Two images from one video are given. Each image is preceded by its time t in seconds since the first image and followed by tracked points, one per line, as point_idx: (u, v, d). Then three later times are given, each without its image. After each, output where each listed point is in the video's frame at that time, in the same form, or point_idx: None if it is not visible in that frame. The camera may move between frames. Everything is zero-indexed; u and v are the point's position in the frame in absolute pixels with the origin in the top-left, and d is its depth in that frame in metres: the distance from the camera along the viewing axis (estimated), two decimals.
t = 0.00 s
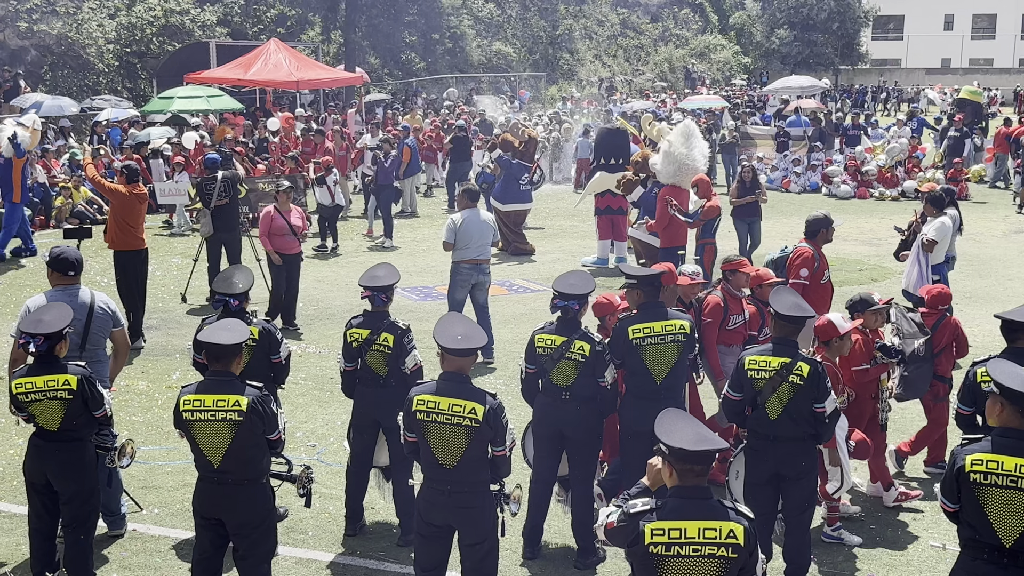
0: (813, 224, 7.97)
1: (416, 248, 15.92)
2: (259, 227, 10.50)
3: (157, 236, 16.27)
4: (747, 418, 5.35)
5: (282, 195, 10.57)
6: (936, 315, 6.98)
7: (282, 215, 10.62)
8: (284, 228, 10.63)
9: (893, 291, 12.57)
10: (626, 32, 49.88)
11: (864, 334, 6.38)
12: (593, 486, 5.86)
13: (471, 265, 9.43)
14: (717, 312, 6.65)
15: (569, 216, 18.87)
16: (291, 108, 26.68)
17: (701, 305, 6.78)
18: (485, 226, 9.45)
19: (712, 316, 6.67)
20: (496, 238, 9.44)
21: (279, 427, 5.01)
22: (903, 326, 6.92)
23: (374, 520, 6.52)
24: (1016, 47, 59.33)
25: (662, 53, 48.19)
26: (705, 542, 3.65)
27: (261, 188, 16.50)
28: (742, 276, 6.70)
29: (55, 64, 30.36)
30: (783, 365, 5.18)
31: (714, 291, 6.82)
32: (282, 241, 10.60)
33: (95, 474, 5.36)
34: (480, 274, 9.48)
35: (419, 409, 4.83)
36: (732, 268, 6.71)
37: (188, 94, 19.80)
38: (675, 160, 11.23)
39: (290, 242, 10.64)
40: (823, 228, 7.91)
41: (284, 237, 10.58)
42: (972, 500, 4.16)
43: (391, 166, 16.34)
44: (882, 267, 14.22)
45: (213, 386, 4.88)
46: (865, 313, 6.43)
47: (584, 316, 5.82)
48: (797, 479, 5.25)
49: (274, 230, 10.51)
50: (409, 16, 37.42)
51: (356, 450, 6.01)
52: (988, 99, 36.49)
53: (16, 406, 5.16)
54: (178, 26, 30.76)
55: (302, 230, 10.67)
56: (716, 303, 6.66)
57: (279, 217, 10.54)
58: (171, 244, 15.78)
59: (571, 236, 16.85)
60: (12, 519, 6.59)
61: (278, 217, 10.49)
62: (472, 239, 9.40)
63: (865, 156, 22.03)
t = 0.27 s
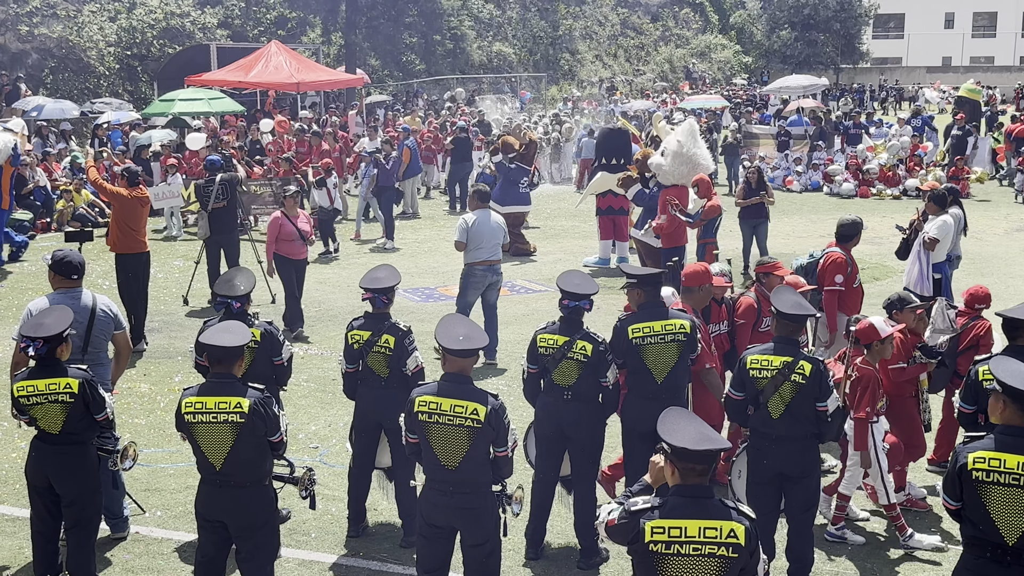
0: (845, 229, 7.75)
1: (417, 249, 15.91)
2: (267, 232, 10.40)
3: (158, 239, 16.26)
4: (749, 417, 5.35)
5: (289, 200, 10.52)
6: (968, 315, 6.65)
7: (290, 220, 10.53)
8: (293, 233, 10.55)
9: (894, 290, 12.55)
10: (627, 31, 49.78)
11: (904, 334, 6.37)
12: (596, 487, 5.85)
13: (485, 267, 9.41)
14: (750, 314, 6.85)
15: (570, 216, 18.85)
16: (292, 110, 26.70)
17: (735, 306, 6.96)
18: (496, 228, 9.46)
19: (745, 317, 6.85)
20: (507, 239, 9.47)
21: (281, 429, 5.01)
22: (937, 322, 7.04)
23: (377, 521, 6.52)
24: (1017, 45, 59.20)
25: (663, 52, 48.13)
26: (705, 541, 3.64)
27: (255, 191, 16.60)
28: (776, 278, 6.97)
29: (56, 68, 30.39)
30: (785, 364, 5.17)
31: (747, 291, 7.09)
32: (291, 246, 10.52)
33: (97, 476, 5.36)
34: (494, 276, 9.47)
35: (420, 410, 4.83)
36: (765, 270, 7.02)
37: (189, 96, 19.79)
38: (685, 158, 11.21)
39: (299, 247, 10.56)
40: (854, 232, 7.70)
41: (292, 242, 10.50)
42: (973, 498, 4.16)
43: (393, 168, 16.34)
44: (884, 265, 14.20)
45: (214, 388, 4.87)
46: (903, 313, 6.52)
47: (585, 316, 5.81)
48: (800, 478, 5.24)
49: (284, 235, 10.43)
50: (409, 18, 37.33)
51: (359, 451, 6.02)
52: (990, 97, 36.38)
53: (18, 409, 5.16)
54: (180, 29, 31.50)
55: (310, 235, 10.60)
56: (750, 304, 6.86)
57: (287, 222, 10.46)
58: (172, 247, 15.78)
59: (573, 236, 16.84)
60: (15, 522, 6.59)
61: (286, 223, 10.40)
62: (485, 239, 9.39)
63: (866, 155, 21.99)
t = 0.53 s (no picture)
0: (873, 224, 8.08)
1: (417, 250, 15.92)
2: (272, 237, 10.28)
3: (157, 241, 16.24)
4: (750, 416, 5.35)
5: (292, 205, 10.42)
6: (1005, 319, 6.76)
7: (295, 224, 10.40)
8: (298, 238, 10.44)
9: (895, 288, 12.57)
10: (625, 31, 49.88)
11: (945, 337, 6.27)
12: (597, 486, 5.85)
13: (487, 267, 9.40)
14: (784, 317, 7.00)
15: (570, 215, 18.87)
16: (291, 111, 26.71)
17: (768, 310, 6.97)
18: (498, 228, 9.46)
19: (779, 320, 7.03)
20: (511, 239, 9.46)
21: (284, 430, 5.02)
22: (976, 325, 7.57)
23: (378, 522, 6.52)
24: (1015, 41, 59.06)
25: (661, 51, 48.12)
26: (710, 539, 3.64)
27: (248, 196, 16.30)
28: (810, 278, 7.10)
29: (54, 71, 29.96)
30: (786, 362, 5.17)
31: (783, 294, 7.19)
32: (296, 250, 10.40)
33: (98, 479, 5.36)
34: (497, 275, 9.46)
35: (422, 411, 4.83)
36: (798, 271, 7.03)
37: (188, 98, 19.79)
38: (685, 155, 11.17)
39: (304, 251, 10.42)
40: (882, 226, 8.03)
41: (297, 246, 10.38)
42: (975, 496, 4.15)
43: (392, 169, 16.35)
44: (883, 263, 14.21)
45: (215, 390, 4.87)
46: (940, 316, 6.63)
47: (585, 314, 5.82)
48: (801, 476, 5.24)
49: (288, 240, 10.31)
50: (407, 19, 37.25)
51: (359, 452, 6.02)
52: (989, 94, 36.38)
53: (18, 412, 5.16)
54: (178, 30, 32.84)
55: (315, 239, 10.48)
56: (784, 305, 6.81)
57: (291, 226, 10.35)
58: (172, 249, 15.79)
59: (572, 235, 16.84)
60: (17, 525, 6.59)
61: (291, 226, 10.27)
62: (487, 239, 9.39)
63: (866, 152, 21.99)
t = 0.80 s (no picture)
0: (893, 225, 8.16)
1: (415, 250, 15.93)
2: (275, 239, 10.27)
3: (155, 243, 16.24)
4: (749, 414, 5.36)
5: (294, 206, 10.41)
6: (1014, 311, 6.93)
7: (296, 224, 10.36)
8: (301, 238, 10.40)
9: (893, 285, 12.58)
10: (622, 30, 49.94)
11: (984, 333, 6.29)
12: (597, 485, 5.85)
13: (481, 268, 9.42)
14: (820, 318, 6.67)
15: (568, 215, 18.88)
16: (288, 112, 26.73)
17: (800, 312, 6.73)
18: (493, 227, 9.45)
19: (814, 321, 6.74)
20: (506, 239, 9.45)
21: (284, 431, 5.03)
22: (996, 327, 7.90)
23: (379, 523, 6.52)
24: (1012, 38, 58.94)
25: (658, 50, 48.17)
26: (712, 535, 3.64)
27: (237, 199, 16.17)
28: (844, 277, 6.65)
29: (51, 74, 29.86)
30: (784, 361, 5.18)
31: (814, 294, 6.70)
32: (300, 251, 10.34)
33: (98, 481, 5.36)
34: (491, 276, 9.47)
35: (422, 411, 4.83)
36: (832, 270, 6.68)
37: (185, 99, 19.76)
38: (679, 155, 11.22)
39: (308, 251, 10.38)
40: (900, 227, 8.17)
41: (301, 247, 10.33)
42: (975, 492, 4.16)
43: (390, 168, 16.37)
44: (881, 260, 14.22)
45: (216, 392, 4.88)
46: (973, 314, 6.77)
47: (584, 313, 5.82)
48: (801, 474, 5.24)
49: (291, 241, 10.28)
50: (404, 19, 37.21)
51: (359, 452, 6.02)
52: (985, 91, 36.43)
53: (17, 415, 5.17)
54: (174, 32, 33.17)
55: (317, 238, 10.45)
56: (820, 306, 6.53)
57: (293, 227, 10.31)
58: (171, 251, 15.79)
59: (571, 235, 16.85)
60: (16, 528, 6.60)
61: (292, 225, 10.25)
62: (481, 240, 9.38)
63: (863, 149, 22.02)
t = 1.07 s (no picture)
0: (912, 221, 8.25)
1: (412, 250, 15.92)
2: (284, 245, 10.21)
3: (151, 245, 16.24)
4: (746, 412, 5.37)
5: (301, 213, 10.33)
6: None
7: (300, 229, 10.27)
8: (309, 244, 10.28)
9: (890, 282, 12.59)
10: (618, 29, 50.06)
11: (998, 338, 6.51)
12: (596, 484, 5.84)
13: (473, 269, 9.43)
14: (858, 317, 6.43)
15: (564, 214, 18.90)
16: (284, 113, 26.73)
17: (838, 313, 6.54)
18: (485, 228, 9.42)
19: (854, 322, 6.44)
20: (498, 239, 9.42)
21: (283, 432, 5.03)
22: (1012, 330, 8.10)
23: (377, 524, 6.51)
24: (1008, 35, 58.76)
25: (654, 49, 48.19)
26: (695, 536, 3.64)
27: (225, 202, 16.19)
28: (880, 277, 6.55)
29: (46, 76, 30.07)
30: (781, 359, 5.18)
31: (850, 293, 6.63)
32: (307, 257, 10.25)
33: (95, 483, 5.35)
34: (483, 277, 9.49)
35: (419, 411, 4.83)
36: (868, 270, 6.56)
37: (181, 101, 19.74)
38: (669, 155, 11.22)
39: (315, 257, 10.28)
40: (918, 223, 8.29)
41: (307, 253, 10.23)
42: (972, 489, 4.16)
43: (386, 169, 16.39)
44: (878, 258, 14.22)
45: (215, 393, 4.87)
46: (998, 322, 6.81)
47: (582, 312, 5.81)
48: (797, 472, 5.25)
49: (298, 246, 10.20)
50: (400, 19, 37.17)
51: (357, 453, 6.01)
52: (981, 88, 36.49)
53: (14, 418, 5.16)
54: (170, 33, 32.85)
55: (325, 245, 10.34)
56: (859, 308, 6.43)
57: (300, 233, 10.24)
58: (168, 253, 15.78)
59: (568, 234, 16.85)
60: (14, 531, 6.58)
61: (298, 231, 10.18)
62: (474, 240, 9.37)
63: (859, 147, 22.03)
